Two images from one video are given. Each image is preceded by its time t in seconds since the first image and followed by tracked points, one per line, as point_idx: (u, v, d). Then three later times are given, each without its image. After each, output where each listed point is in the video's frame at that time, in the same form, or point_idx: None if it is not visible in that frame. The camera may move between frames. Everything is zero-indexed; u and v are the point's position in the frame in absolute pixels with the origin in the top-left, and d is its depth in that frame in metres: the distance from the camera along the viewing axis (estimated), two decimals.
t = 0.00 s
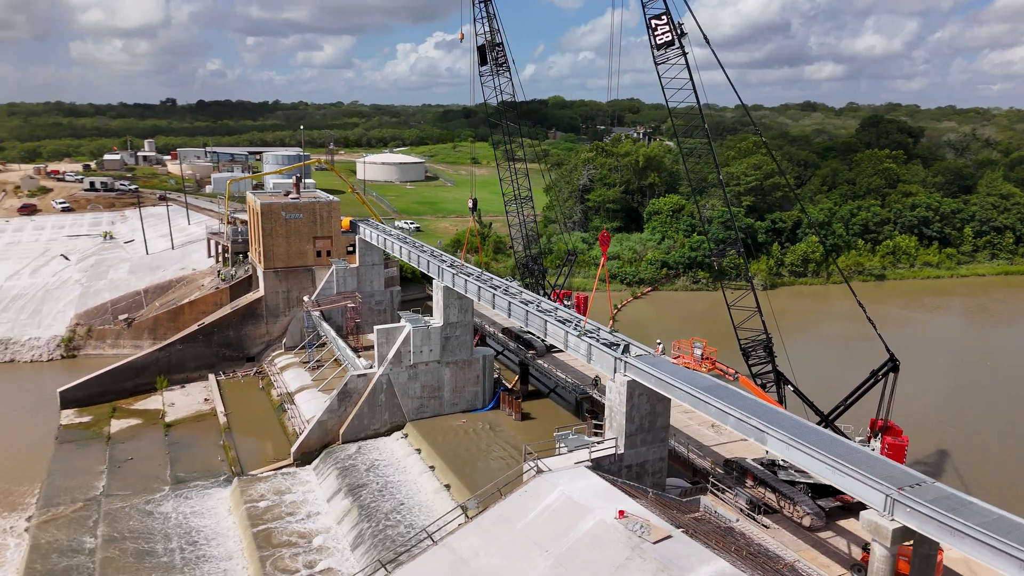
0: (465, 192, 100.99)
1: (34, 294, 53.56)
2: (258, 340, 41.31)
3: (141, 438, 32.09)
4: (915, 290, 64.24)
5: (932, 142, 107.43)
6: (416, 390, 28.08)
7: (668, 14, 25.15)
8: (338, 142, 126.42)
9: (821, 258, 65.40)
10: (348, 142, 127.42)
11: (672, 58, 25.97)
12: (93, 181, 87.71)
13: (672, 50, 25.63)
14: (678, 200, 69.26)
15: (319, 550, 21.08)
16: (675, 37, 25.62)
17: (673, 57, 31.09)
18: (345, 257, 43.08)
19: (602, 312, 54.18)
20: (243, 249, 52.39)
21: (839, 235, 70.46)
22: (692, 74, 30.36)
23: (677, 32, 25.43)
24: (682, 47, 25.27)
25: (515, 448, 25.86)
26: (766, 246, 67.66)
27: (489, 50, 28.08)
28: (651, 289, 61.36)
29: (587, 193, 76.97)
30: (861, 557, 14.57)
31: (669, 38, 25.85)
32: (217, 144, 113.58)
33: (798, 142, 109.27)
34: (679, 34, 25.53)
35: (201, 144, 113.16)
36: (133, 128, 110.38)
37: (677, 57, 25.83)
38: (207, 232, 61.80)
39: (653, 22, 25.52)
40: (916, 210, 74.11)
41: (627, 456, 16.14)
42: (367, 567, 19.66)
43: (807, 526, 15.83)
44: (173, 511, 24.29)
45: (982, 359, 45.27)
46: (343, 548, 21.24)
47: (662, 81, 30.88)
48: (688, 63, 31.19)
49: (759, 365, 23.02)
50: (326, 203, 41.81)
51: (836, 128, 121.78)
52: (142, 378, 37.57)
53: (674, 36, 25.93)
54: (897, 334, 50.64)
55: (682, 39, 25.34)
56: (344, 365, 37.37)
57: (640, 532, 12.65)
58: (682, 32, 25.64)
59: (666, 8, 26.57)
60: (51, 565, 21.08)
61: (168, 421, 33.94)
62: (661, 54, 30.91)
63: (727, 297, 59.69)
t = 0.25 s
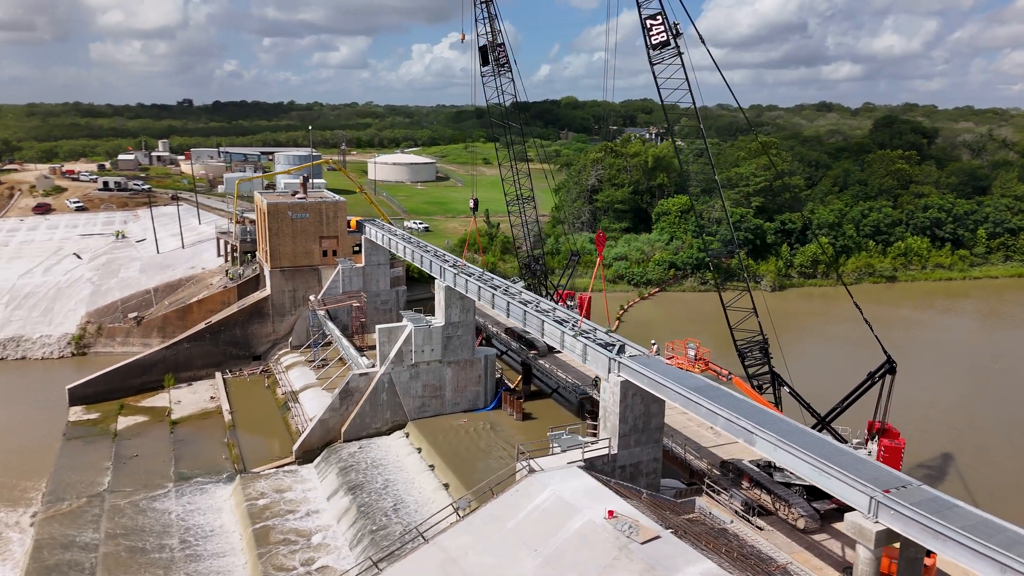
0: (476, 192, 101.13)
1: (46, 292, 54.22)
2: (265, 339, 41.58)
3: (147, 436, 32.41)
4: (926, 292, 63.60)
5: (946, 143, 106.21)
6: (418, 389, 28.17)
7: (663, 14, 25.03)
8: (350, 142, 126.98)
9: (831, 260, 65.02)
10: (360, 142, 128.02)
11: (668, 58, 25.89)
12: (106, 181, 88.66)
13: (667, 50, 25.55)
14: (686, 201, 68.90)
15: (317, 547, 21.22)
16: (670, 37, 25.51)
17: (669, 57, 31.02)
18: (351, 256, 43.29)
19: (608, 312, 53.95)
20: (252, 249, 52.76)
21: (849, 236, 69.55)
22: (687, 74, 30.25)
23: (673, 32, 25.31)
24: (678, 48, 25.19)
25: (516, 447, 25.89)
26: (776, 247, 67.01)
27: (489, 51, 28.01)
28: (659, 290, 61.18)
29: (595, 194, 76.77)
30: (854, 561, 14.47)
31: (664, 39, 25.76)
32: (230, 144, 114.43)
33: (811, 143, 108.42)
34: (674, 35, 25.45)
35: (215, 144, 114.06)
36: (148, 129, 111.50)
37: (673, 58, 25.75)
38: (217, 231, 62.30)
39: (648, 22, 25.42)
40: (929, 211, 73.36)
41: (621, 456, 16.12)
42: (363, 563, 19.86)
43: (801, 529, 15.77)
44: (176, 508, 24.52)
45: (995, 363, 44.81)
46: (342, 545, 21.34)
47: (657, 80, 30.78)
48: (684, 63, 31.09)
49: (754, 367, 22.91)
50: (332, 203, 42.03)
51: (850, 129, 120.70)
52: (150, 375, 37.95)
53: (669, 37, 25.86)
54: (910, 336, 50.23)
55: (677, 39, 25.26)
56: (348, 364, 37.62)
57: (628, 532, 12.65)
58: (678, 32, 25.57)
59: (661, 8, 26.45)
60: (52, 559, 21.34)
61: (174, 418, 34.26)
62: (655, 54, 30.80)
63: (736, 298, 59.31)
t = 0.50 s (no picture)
0: (485, 193, 101.21)
1: (56, 291, 54.78)
2: (270, 338, 41.84)
3: (152, 433, 32.67)
4: (937, 293, 63.11)
5: (960, 143, 105.11)
6: (420, 388, 28.24)
7: (659, 14, 24.96)
8: (360, 142, 127.49)
9: (839, 262, 64.70)
10: (371, 143, 128.50)
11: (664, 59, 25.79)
12: (118, 181, 89.49)
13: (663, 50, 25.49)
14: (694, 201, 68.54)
15: (316, 544, 21.30)
16: (667, 38, 25.42)
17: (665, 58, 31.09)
18: (356, 256, 43.47)
19: (613, 313, 53.78)
20: (259, 248, 53.08)
21: (858, 236, 68.13)
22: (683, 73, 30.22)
23: (669, 33, 25.22)
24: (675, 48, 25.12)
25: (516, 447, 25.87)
26: (784, 248, 66.25)
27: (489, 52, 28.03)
28: (666, 291, 60.93)
29: (603, 194, 76.51)
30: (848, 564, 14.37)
31: (660, 39, 25.69)
32: (241, 144, 115.16)
33: (822, 143, 107.76)
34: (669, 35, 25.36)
35: (226, 144, 114.83)
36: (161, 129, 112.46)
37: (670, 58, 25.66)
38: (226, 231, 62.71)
39: (644, 22, 25.35)
40: (940, 212, 72.69)
41: (616, 456, 16.09)
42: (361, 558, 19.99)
43: (796, 531, 15.69)
44: (178, 505, 24.71)
45: (1006, 366, 44.35)
46: (341, 543, 21.41)
47: (652, 81, 30.74)
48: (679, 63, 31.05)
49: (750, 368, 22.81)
50: (337, 203, 42.24)
51: (862, 130, 119.71)
52: (157, 374, 38.25)
53: (665, 37, 25.79)
54: (920, 338, 49.83)
55: (674, 39, 25.15)
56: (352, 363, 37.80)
57: (618, 532, 12.64)
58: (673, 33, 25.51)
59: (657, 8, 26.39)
60: (53, 555, 21.55)
61: (179, 416, 34.52)
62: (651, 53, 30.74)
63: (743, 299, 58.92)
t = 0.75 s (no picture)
0: (496, 193, 101.26)
1: (68, 289, 55.42)
2: (277, 337, 42.12)
3: (158, 430, 32.98)
4: (949, 295, 62.47)
5: (975, 144, 103.92)
6: (421, 388, 28.32)
7: (655, 15, 24.88)
8: (372, 143, 128.04)
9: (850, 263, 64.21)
10: (383, 143, 128.99)
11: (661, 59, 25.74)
12: (132, 181, 90.44)
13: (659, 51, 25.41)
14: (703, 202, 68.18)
15: (315, 542, 21.40)
16: (662, 38, 25.33)
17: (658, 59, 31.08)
18: (363, 256, 43.68)
19: (620, 314, 53.62)
20: (267, 248, 53.46)
21: (869, 238, 67.31)
22: (677, 73, 30.18)
23: (664, 33, 25.13)
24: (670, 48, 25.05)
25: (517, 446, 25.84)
26: (793, 249, 65.63)
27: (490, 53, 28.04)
28: (674, 293, 60.64)
29: (612, 194, 76.21)
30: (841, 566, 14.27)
31: (655, 39, 25.62)
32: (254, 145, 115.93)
33: (835, 144, 107.00)
34: (664, 36, 25.30)
35: (239, 145, 115.64)
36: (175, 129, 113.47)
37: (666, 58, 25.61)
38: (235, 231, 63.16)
39: (639, 22, 25.28)
40: (953, 213, 71.89)
41: (609, 457, 16.08)
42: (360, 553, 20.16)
43: (790, 533, 15.61)
44: (181, 502, 24.92)
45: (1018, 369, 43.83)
46: (340, 540, 21.54)
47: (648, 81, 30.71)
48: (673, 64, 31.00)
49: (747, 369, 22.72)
50: (344, 203, 42.46)
51: (875, 130, 118.64)
52: (164, 372, 38.62)
53: (660, 37, 25.72)
54: (930, 340, 49.37)
55: (669, 39, 25.07)
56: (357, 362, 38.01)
57: (607, 533, 12.63)
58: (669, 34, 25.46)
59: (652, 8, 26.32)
60: (55, 549, 21.79)
61: (186, 414, 34.83)
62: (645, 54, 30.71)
63: (752, 300, 58.59)
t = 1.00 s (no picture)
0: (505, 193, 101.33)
1: (79, 288, 56.00)
2: (283, 336, 42.37)
3: (163, 428, 33.26)
4: (959, 297, 61.83)
5: (988, 145, 102.89)
6: (423, 387, 28.40)
7: (651, 15, 24.77)
8: (383, 143, 128.48)
9: (859, 264, 63.86)
10: (394, 143, 129.45)
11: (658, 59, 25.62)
12: (144, 180, 91.29)
13: (655, 51, 25.29)
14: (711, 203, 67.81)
15: (314, 541, 21.49)
16: (658, 38, 25.21)
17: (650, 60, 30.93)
18: (368, 256, 43.84)
19: (626, 315, 53.47)
20: (275, 248, 53.76)
21: (879, 239, 66.70)
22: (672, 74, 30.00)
23: (659, 33, 24.98)
24: (666, 48, 24.94)
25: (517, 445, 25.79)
26: (801, 250, 65.18)
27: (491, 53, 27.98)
28: (681, 293, 60.44)
29: (619, 195, 75.98)
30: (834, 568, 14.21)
31: (651, 39, 25.48)
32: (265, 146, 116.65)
33: (846, 144, 106.30)
34: (660, 36, 25.16)
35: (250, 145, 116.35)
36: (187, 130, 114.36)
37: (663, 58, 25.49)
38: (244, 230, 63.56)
39: (635, 23, 25.18)
40: (964, 214, 71.18)
41: (604, 457, 16.05)
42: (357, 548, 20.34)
43: (785, 535, 15.64)
44: (183, 499, 25.14)
45: None
46: (338, 539, 21.65)
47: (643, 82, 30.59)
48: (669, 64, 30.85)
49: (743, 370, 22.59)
50: (349, 203, 42.64)
51: (888, 131, 117.68)
52: (171, 370, 38.94)
53: (656, 37, 25.58)
54: (940, 342, 48.93)
55: (665, 39, 24.93)
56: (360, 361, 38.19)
57: (597, 533, 12.62)
58: (665, 34, 25.35)
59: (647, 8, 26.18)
60: (57, 545, 22.01)
61: (191, 412, 35.10)
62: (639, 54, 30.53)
63: (759, 302, 58.23)
